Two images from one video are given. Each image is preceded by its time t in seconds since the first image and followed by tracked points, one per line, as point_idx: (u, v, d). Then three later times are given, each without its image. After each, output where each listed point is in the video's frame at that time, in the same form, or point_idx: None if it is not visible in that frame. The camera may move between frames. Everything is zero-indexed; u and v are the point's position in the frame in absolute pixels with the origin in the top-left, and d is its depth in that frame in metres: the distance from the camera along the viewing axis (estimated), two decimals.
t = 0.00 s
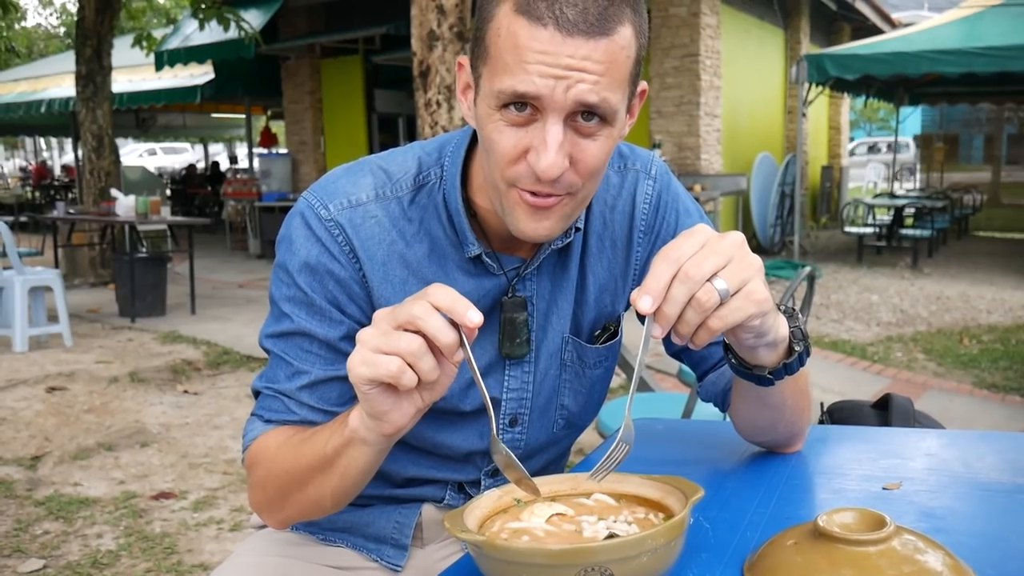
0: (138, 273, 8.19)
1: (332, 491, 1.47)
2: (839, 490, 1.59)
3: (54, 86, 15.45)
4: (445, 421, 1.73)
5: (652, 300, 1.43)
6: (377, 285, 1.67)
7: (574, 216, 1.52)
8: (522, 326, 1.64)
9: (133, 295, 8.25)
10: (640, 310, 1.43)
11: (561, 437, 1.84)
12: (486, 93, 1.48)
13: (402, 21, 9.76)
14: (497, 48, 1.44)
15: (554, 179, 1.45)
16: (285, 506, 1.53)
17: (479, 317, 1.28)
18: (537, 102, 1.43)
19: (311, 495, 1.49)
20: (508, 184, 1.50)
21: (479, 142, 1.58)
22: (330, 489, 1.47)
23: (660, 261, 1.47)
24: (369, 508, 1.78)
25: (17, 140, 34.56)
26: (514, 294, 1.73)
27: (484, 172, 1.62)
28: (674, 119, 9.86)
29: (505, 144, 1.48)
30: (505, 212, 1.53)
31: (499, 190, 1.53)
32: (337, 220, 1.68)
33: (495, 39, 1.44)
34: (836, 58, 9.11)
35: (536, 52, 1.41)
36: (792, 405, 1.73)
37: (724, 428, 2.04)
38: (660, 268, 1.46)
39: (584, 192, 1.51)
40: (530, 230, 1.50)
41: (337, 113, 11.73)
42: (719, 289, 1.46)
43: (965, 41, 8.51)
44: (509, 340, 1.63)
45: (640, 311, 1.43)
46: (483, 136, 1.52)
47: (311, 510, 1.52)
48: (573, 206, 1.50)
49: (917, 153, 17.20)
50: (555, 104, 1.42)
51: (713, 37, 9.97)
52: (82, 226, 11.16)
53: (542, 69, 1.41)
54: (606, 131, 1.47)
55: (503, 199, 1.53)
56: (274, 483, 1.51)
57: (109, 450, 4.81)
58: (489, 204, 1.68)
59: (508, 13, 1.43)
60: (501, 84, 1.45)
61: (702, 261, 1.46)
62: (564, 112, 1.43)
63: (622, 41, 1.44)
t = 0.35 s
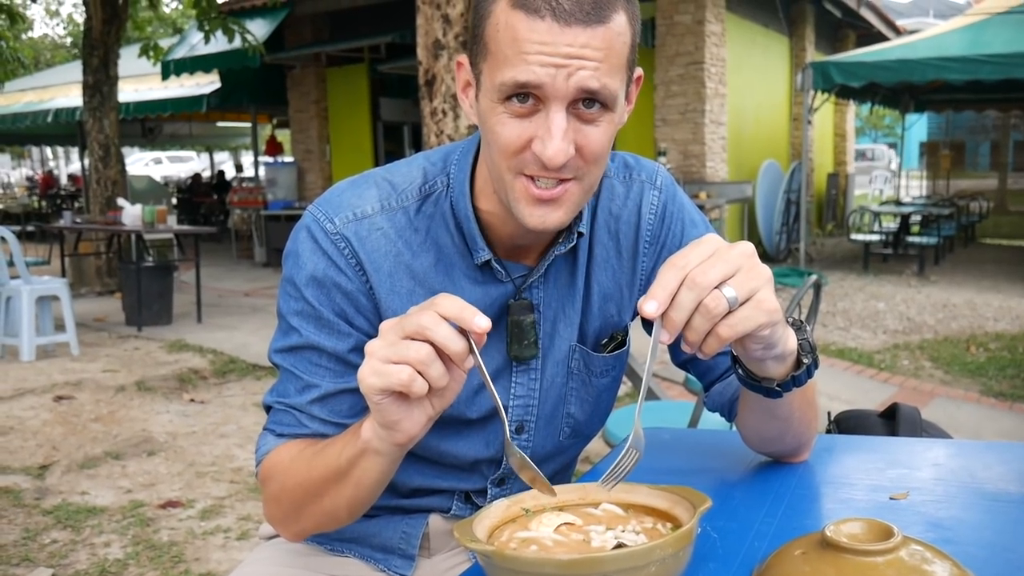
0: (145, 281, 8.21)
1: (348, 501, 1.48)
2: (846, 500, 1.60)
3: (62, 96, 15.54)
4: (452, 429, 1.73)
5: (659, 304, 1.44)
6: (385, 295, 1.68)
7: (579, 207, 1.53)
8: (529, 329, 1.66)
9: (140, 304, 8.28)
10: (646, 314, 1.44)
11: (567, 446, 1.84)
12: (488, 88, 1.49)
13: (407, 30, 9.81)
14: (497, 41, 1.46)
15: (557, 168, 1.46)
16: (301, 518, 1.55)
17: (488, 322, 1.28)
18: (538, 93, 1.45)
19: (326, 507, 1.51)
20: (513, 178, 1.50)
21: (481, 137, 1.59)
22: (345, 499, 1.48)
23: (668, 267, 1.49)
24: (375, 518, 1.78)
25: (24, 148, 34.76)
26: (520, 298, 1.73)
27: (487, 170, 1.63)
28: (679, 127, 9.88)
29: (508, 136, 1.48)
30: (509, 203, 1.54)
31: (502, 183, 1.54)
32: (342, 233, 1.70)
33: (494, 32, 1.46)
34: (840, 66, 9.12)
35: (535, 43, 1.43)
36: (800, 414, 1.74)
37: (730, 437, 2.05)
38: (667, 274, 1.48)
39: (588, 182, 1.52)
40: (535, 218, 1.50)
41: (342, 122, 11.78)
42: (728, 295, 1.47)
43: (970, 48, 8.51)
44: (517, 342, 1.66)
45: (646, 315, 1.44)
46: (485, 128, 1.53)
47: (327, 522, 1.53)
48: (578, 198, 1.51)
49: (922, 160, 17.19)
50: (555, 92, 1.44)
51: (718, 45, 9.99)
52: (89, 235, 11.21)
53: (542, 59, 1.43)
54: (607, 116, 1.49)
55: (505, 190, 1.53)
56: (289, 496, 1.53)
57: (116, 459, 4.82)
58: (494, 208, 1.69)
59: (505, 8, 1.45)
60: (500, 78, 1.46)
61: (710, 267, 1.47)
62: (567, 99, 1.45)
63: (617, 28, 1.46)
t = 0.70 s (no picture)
0: (151, 284, 8.24)
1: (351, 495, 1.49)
2: (852, 504, 1.60)
3: (69, 99, 15.60)
4: (457, 433, 1.74)
5: (667, 307, 1.45)
6: (389, 297, 1.68)
7: (582, 204, 1.52)
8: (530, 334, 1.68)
9: (146, 306, 8.30)
10: (655, 319, 1.44)
11: (573, 450, 1.84)
12: (500, 79, 1.50)
13: (414, 34, 9.83)
14: (513, 32, 1.47)
15: (564, 165, 1.46)
16: (306, 517, 1.56)
17: (485, 304, 1.29)
18: (551, 89, 1.46)
19: (331, 505, 1.52)
20: (516, 171, 1.50)
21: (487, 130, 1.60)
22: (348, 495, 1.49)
23: (675, 271, 1.49)
24: (383, 520, 1.79)
25: (31, 152, 34.90)
26: (522, 300, 1.74)
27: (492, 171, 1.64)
28: (684, 131, 9.88)
29: (516, 130, 1.49)
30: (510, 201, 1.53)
31: (504, 178, 1.53)
32: (347, 237, 1.71)
33: (510, 24, 1.47)
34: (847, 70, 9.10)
35: (551, 35, 1.43)
36: (805, 415, 1.74)
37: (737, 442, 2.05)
38: (675, 277, 1.48)
39: (592, 182, 1.51)
40: (534, 214, 1.49)
41: (348, 126, 11.80)
42: (735, 294, 1.47)
43: (977, 53, 8.50)
44: (517, 346, 1.70)
45: (655, 319, 1.44)
46: (492, 120, 1.54)
47: (332, 521, 1.54)
48: (581, 195, 1.50)
49: (929, 165, 17.15)
50: (566, 87, 1.45)
51: (724, 49, 9.99)
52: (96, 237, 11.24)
53: (556, 52, 1.44)
54: (615, 119, 1.49)
55: (507, 185, 1.52)
56: (293, 497, 1.54)
57: (123, 461, 4.84)
58: (498, 209, 1.70)
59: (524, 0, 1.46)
60: (512, 69, 1.47)
61: (717, 266, 1.48)
62: (577, 96, 1.46)
63: (634, 32, 1.47)
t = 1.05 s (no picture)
0: (154, 284, 8.26)
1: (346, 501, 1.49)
2: (853, 506, 1.60)
3: (72, 100, 15.62)
4: (458, 435, 1.74)
5: (676, 322, 1.44)
6: (390, 298, 1.69)
7: (593, 222, 1.54)
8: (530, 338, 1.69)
9: (149, 306, 8.31)
10: (665, 334, 1.43)
11: (573, 452, 1.85)
12: (526, 96, 1.50)
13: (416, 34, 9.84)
14: (545, 52, 1.46)
15: (583, 186, 1.47)
16: (298, 518, 1.56)
17: (522, 344, 1.28)
18: (578, 111, 1.45)
19: (325, 509, 1.51)
20: (534, 188, 1.52)
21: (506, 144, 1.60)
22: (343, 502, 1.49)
23: (684, 286, 1.48)
24: (385, 521, 1.79)
25: (34, 153, 35.00)
26: (527, 306, 1.75)
27: (503, 179, 1.65)
28: (687, 131, 9.87)
29: (540, 148, 1.49)
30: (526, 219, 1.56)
31: (522, 194, 1.55)
32: (351, 235, 1.71)
33: (542, 44, 1.47)
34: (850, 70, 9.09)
35: (585, 62, 1.43)
36: (813, 423, 1.74)
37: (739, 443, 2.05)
38: (685, 292, 1.47)
39: (606, 203, 1.53)
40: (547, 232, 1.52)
41: (351, 126, 11.81)
42: (745, 309, 1.47)
43: (980, 53, 8.48)
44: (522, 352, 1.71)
45: (665, 335, 1.44)
46: (515, 137, 1.54)
47: (324, 523, 1.54)
48: (593, 214, 1.52)
49: (932, 164, 17.13)
50: (594, 113, 1.44)
51: (726, 49, 9.99)
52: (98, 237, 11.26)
53: (588, 78, 1.43)
54: (637, 145, 1.50)
55: (525, 204, 1.55)
56: (286, 496, 1.54)
57: (126, 461, 4.85)
58: (503, 214, 1.70)
59: (561, 21, 1.45)
60: (541, 89, 1.47)
61: (727, 280, 1.48)
62: (603, 123, 1.45)
63: (665, 63, 1.47)
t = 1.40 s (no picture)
0: (147, 287, 8.24)
1: (334, 496, 1.49)
2: (844, 509, 1.61)
3: (65, 102, 15.57)
4: (448, 440, 1.75)
5: (660, 331, 1.46)
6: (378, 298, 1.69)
7: (571, 221, 1.55)
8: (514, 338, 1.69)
9: (142, 309, 8.29)
10: (649, 343, 1.45)
11: (563, 455, 1.85)
12: (495, 97, 1.52)
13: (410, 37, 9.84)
14: (510, 53, 1.48)
15: (556, 182, 1.48)
16: (287, 516, 1.55)
17: (477, 296, 1.30)
18: (545, 109, 1.46)
19: (311, 505, 1.51)
20: (508, 188, 1.53)
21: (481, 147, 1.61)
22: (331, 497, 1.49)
23: (668, 295, 1.50)
24: (376, 527, 1.80)
25: (26, 155, 34.89)
26: (509, 306, 1.74)
27: (483, 181, 1.65)
28: (681, 134, 9.89)
29: (510, 147, 1.50)
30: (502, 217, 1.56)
31: (498, 194, 1.55)
32: (339, 233, 1.72)
33: (508, 45, 1.48)
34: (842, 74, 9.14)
35: (548, 60, 1.44)
36: (800, 428, 1.74)
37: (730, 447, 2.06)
38: (668, 302, 1.49)
39: (581, 200, 1.54)
40: (523, 232, 1.52)
41: (345, 129, 11.81)
42: (729, 317, 1.48)
43: (972, 56, 8.55)
44: (500, 350, 1.68)
45: (649, 344, 1.46)
46: (486, 139, 1.55)
47: (313, 521, 1.53)
48: (570, 213, 1.53)
49: (924, 167, 17.19)
50: (562, 112, 1.46)
51: (720, 52, 10.01)
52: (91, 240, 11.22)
53: (552, 76, 1.44)
54: (607, 140, 1.50)
55: (500, 203, 1.55)
56: (273, 494, 1.54)
57: (119, 465, 4.83)
58: (487, 215, 1.71)
59: (524, 22, 1.47)
60: (509, 90, 1.48)
61: (710, 289, 1.49)
62: (570, 119, 1.46)
63: (629, 56, 1.48)
